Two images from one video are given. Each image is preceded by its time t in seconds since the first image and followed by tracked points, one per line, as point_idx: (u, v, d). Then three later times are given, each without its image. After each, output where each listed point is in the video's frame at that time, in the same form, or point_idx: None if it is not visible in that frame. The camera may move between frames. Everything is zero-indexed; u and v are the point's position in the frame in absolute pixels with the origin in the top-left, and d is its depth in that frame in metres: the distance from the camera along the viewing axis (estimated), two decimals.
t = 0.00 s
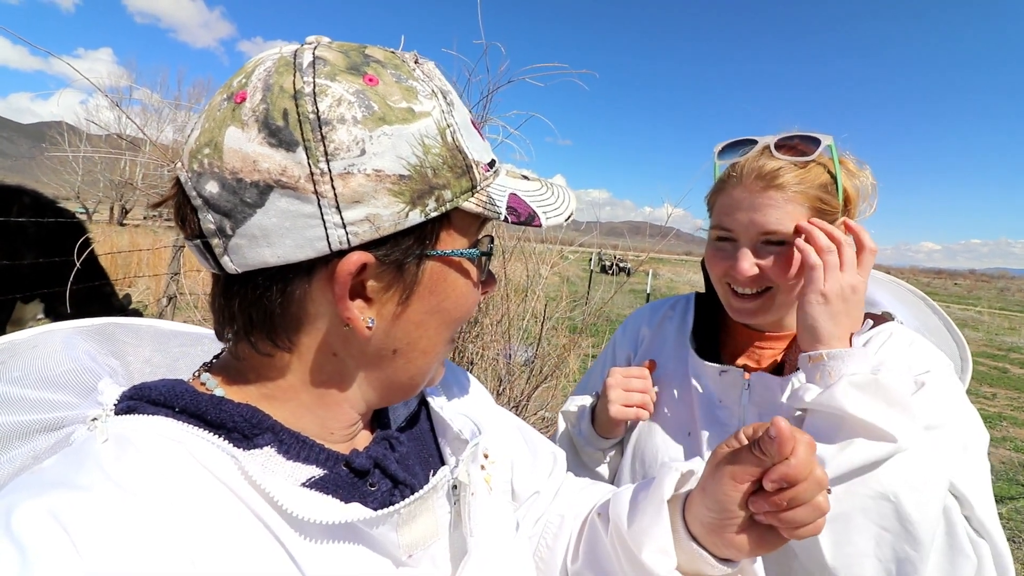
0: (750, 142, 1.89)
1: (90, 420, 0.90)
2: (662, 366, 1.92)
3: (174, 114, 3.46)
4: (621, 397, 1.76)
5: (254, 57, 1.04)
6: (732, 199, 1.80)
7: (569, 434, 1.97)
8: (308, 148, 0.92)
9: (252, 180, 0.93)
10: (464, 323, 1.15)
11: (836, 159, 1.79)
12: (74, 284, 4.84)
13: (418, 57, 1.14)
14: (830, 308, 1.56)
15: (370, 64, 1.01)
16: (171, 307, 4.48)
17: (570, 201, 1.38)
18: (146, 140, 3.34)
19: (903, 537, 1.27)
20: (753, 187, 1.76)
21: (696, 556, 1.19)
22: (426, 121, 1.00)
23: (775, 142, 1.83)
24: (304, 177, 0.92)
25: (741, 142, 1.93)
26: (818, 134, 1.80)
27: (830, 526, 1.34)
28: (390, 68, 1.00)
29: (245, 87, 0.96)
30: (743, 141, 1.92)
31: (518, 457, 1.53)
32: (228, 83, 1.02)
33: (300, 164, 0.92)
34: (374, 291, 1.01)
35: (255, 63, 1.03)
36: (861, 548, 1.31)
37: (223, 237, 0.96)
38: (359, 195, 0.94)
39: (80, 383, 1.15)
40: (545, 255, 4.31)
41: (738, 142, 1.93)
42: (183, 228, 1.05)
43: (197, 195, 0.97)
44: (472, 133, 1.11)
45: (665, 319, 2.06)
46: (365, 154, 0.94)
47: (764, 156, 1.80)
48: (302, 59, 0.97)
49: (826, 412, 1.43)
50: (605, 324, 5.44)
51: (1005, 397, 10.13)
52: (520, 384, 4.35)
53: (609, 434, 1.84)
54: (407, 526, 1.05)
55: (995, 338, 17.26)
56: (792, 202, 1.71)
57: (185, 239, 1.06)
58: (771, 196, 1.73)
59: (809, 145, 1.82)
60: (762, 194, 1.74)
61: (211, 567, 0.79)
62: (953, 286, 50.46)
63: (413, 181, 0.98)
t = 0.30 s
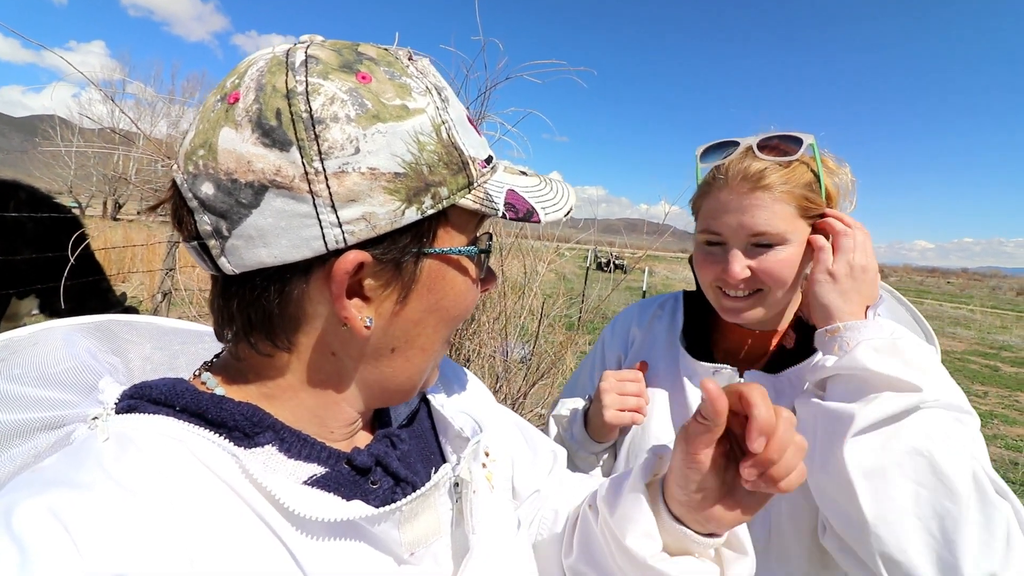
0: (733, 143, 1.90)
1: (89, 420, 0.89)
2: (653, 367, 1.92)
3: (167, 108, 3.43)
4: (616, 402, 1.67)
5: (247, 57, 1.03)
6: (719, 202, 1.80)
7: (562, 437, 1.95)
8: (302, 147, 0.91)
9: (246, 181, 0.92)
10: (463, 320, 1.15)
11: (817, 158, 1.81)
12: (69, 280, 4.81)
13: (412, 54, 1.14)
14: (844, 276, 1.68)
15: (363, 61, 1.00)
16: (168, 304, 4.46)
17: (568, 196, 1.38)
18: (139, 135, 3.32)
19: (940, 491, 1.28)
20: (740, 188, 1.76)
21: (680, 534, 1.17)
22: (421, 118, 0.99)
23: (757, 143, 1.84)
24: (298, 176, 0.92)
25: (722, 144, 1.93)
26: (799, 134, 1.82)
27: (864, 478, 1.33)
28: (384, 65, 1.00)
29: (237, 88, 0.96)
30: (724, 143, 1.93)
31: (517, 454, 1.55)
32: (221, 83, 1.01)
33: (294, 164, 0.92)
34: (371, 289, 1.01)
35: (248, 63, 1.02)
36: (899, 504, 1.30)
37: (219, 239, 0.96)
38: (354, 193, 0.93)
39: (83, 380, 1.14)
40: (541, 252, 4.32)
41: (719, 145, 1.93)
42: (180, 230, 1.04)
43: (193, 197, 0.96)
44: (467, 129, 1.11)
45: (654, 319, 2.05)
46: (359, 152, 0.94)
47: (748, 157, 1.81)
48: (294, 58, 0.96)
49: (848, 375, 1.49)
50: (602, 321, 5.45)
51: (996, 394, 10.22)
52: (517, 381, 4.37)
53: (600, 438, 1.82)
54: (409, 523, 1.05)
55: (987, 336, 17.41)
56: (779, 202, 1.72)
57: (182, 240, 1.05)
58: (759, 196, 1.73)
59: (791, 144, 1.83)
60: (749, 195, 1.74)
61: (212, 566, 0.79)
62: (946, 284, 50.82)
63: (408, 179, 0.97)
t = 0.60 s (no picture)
0: (727, 145, 1.90)
1: (89, 418, 0.89)
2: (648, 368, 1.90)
3: (163, 105, 3.42)
4: (617, 408, 1.58)
5: (246, 52, 1.03)
6: (720, 206, 1.79)
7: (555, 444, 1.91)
8: (297, 142, 0.91)
9: (242, 175, 0.92)
10: (462, 320, 1.15)
11: (813, 161, 1.82)
12: (64, 278, 4.79)
13: (412, 50, 1.14)
14: (837, 265, 1.74)
15: (361, 57, 1.00)
16: (164, 302, 4.44)
17: (573, 197, 1.38)
18: (135, 132, 3.30)
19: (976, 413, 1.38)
20: (743, 192, 1.75)
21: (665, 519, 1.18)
22: (419, 114, 0.99)
23: (752, 146, 1.85)
24: (293, 171, 0.92)
25: (714, 145, 1.94)
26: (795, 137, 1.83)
27: (918, 404, 1.36)
28: (383, 61, 1.00)
29: (235, 82, 0.96)
30: (719, 145, 1.93)
31: (518, 451, 1.55)
32: (219, 78, 1.01)
33: (289, 159, 0.91)
34: (367, 288, 1.01)
35: (246, 58, 1.02)
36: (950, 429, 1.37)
37: (214, 233, 0.95)
38: (349, 189, 0.93)
39: (82, 380, 1.14)
40: (539, 252, 4.32)
41: (711, 146, 1.94)
42: (177, 223, 1.04)
43: (189, 191, 0.96)
44: (468, 127, 1.11)
45: (640, 319, 2.02)
46: (355, 148, 0.93)
47: (748, 161, 1.81)
48: (292, 52, 0.96)
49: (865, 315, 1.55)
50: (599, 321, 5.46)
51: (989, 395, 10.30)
52: (514, 381, 4.37)
53: (598, 446, 1.76)
54: (410, 522, 1.05)
55: (980, 337, 17.54)
56: (783, 206, 1.73)
57: (179, 235, 1.05)
58: (764, 200, 1.73)
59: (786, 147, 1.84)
60: (753, 199, 1.74)
61: (211, 565, 0.79)
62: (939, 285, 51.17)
63: (405, 176, 0.97)
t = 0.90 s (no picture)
0: (716, 143, 1.91)
1: (90, 417, 0.89)
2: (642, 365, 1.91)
3: (153, 102, 3.39)
4: (614, 405, 1.64)
5: (247, 50, 1.03)
6: (712, 203, 1.79)
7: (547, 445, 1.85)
8: (298, 140, 0.91)
9: (243, 173, 0.92)
10: (463, 318, 1.15)
11: (797, 158, 1.84)
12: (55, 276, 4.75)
13: (412, 48, 1.13)
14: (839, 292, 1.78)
15: (362, 55, 1.00)
16: (156, 300, 4.41)
17: (572, 196, 1.39)
18: (126, 128, 3.27)
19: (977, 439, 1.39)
20: (734, 190, 1.76)
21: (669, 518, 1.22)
22: (420, 112, 0.99)
23: (741, 144, 1.86)
24: (294, 169, 0.91)
25: (704, 143, 1.94)
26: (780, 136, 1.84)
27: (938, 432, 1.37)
28: (383, 59, 1.00)
29: (236, 80, 0.96)
30: (706, 142, 1.94)
31: (520, 451, 1.55)
32: (220, 77, 1.01)
33: (291, 157, 0.91)
34: (368, 285, 1.01)
35: (247, 56, 1.02)
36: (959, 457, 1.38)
37: (216, 231, 0.95)
38: (350, 187, 0.93)
39: (83, 376, 1.11)
40: (533, 251, 4.33)
41: (701, 144, 1.94)
42: (177, 221, 1.03)
43: (190, 189, 0.96)
44: (468, 125, 1.11)
45: (629, 318, 2.03)
46: (356, 146, 0.93)
47: (737, 159, 1.82)
48: (293, 50, 0.96)
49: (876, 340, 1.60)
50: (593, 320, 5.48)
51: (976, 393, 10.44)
52: (509, 380, 4.38)
53: (592, 445, 1.73)
54: (410, 522, 1.06)
55: (967, 336, 17.75)
56: (772, 202, 1.76)
57: (179, 234, 1.04)
58: (755, 198, 1.75)
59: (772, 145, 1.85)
60: (745, 196, 1.75)
61: (213, 565, 0.78)
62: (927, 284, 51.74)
63: (407, 174, 0.97)
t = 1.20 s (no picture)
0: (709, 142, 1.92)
1: (97, 417, 0.89)
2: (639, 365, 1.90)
3: (159, 106, 3.40)
4: (611, 406, 1.64)
5: (256, 51, 1.03)
6: (711, 199, 1.78)
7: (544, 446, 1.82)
8: (308, 139, 0.91)
9: (253, 172, 0.92)
10: (469, 318, 1.15)
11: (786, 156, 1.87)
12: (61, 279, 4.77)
13: (420, 49, 1.13)
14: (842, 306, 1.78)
15: (371, 55, 1.00)
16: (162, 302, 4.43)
17: (577, 195, 1.39)
18: (132, 132, 3.29)
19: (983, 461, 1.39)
20: (731, 186, 1.76)
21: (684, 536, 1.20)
22: (428, 111, 0.99)
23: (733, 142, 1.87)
24: (304, 168, 0.92)
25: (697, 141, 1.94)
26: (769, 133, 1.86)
27: (939, 464, 1.37)
28: (392, 59, 1.00)
29: (246, 80, 0.96)
30: (695, 142, 1.94)
31: (526, 456, 1.54)
32: (229, 77, 1.01)
33: (301, 155, 0.91)
34: (376, 285, 1.01)
35: (256, 56, 1.02)
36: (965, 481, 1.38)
37: (224, 230, 0.95)
38: (359, 186, 0.93)
39: (89, 377, 1.11)
40: (536, 252, 4.33)
41: (694, 143, 1.94)
42: (186, 221, 1.04)
43: (198, 188, 0.96)
44: (475, 125, 1.11)
45: (625, 319, 2.02)
46: (365, 145, 0.93)
47: (730, 155, 1.82)
48: (303, 50, 0.96)
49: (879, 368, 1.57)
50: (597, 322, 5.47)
51: (983, 394, 10.36)
52: (512, 381, 4.38)
53: (591, 445, 1.71)
54: (415, 523, 1.05)
55: (974, 336, 17.64)
56: (770, 197, 1.76)
57: (188, 234, 1.05)
58: (753, 192, 1.75)
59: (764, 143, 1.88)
60: (743, 191, 1.75)
61: (218, 565, 0.78)
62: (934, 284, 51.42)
63: (415, 173, 0.97)
